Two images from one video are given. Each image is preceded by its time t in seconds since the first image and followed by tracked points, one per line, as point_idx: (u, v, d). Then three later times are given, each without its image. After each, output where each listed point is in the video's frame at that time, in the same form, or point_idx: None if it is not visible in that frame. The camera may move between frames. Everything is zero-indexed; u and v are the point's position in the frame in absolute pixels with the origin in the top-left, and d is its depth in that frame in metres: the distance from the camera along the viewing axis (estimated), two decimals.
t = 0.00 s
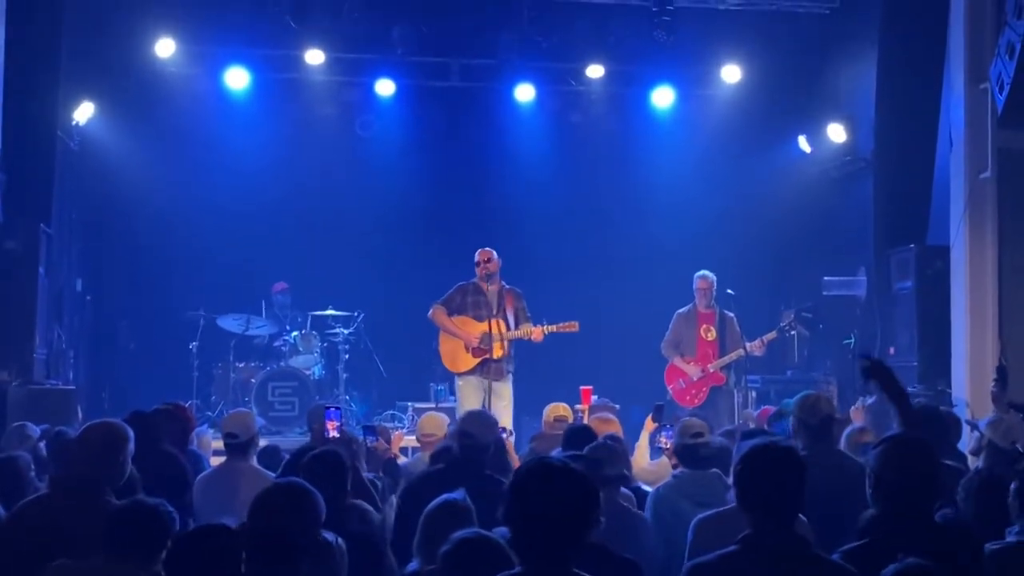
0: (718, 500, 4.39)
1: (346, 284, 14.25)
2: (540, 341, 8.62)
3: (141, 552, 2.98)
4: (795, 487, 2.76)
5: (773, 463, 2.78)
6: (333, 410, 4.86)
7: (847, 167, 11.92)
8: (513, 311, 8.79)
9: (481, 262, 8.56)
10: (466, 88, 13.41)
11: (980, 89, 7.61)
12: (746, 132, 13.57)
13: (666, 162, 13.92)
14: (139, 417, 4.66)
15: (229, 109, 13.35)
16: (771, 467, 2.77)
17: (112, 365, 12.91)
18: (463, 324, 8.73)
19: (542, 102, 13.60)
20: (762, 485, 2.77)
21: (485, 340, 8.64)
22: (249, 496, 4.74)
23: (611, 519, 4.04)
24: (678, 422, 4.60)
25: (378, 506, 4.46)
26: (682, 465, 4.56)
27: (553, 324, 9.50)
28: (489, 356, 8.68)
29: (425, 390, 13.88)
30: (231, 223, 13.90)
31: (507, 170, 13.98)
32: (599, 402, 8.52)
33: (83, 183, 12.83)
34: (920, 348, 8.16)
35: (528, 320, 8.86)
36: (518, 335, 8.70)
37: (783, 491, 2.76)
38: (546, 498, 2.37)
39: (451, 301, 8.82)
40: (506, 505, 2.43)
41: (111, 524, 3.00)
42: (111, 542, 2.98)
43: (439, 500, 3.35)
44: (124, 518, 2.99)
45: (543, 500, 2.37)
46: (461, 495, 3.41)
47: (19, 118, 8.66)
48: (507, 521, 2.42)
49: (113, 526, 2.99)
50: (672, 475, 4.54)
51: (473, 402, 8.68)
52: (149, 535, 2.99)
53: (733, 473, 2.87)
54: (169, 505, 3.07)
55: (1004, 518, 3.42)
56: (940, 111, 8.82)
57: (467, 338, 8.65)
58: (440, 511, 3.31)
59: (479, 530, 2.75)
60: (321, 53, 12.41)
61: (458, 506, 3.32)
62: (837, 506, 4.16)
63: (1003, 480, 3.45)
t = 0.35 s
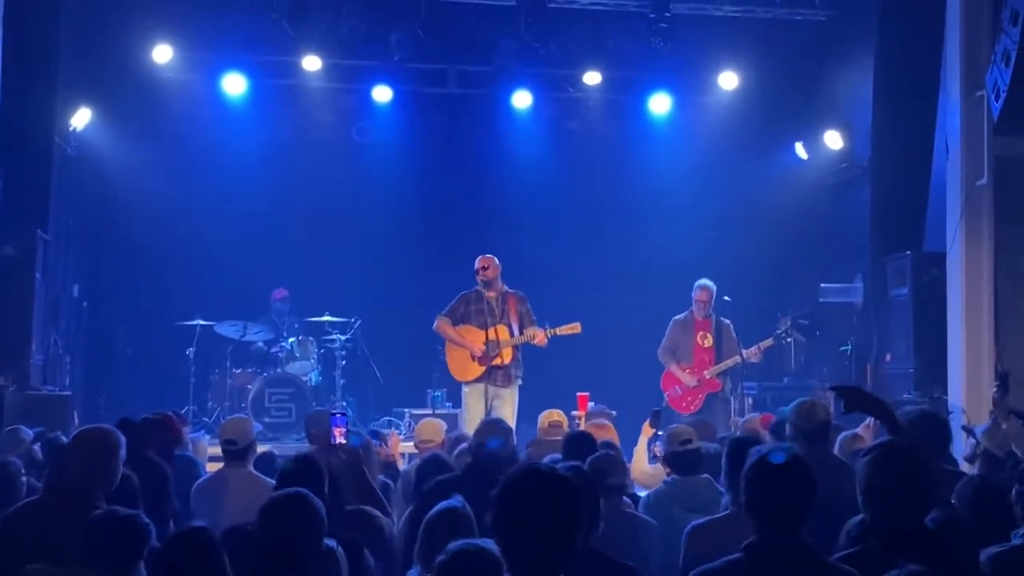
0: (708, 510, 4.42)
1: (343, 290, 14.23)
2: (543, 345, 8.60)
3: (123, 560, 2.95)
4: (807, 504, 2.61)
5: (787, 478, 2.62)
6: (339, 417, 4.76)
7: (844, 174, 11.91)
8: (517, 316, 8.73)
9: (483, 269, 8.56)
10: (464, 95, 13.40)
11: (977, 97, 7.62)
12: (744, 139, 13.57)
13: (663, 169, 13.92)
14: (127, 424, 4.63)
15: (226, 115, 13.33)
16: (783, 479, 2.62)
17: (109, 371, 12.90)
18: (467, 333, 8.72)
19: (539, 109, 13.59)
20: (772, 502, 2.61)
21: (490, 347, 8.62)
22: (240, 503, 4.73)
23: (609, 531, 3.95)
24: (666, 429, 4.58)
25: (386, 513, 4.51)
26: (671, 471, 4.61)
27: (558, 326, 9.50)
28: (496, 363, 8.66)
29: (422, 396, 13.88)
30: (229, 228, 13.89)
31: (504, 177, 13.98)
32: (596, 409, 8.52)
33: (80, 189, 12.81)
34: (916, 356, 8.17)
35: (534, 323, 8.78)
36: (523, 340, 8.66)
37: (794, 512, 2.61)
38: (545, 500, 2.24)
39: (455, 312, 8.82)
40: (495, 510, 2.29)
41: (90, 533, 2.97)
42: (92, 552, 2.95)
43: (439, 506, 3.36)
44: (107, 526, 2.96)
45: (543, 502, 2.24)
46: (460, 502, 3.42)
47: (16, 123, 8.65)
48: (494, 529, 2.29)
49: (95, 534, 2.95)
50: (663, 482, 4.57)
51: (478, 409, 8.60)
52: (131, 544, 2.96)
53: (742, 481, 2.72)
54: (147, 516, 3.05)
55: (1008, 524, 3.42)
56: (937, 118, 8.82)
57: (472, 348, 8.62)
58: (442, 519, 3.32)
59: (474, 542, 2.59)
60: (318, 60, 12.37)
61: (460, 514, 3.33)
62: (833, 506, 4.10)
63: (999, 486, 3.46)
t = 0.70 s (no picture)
0: (699, 513, 4.44)
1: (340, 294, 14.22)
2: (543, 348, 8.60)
3: (118, 561, 2.95)
4: (808, 508, 2.60)
5: (788, 480, 2.62)
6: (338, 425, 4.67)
7: (840, 180, 11.93)
8: (515, 320, 8.76)
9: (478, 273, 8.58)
10: (460, 99, 13.45)
11: (973, 104, 7.64)
12: (740, 144, 13.63)
13: (659, 174, 13.96)
14: (122, 428, 4.64)
15: (224, 118, 13.37)
16: (787, 484, 2.61)
17: (105, 373, 12.89)
18: (465, 338, 8.74)
19: (536, 113, 13.64)
20: (771, 505, 2.61)
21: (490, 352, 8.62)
22: (232, 503, 4.73)
23: (606, 535, 3.94)
24: (655, 435, 4.62)
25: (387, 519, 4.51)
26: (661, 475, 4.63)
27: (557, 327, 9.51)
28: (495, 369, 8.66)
29: (418, 400, 13.88)
30: (226, 231, 13.90)
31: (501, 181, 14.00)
32: (592, 413, 8.52)
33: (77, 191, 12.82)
34: (911, 362, 8.19)
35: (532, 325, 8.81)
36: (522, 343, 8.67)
37: (794, 518, 2.60)
38: (536, 500, 2.25)
39: (453, 320, 8.83)
40: (482, 515, 2.29)
41: (82, 534, 2.97)
42: (87, 554, 2.95)
43: (437, 510, 3.36)
44: (101, 527, 2.95)
45: (536, 506, 2.24)
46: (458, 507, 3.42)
47: (13, 125, 8.65)
48: (482, 531, 2.28)
49: (89, 535, 2.95)
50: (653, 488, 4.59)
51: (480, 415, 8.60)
52: (123, 544, 2.95)
53: (745, 488, 2.70)
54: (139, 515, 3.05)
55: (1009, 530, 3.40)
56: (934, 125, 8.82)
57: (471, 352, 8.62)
58: (438, 524, 3.32)
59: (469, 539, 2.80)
60: (316, 63, 12.47)
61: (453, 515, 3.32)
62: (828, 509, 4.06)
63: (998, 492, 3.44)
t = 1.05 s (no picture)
0: (692, 516, 4.42)
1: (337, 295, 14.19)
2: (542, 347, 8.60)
3: (128, 559, 2.93)
4: (813, 509, 2.62)
5: (794, 483, 2.63)
6: (332, 421, 4.63)
7: (839, 184, 11.92)
8: (512, 319, 8.75)
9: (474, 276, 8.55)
10: (459, 100, 13.47)
11: (972, 109, 7.64)
12: (738, 147, 13.66)
13: (658, 177, 13.97)
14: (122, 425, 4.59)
15: (222, 117, 13.37)
16: (797, 486, 2.63)
17: (101, 371, 12.87)
18: (463, 338, 8.72)
19: (535, 114, 13.68)
20: (776, 508, 2.62)
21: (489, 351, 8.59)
22: (232, 501, 4.73)
23: (600, 536, 3.87)
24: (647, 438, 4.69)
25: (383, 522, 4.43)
26: (656, 477, 4.62)
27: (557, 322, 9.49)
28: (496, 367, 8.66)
29: (415, 401, 13.86)
30: (223, 231, 13.86)
31: (500, 183, 13.99)
32: (589, 415, 8.51)
33: (75, 189, 12.80)
34: (909, 366, 8.18)
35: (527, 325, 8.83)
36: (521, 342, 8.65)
37: (799, 521, 2.61)
38: (526, 502, 2.22)
39: (450, 321, 8.82)
40: (472, 514, 2.27)
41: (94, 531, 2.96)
42: (102, 551, 2.94)
43: (432, 512, 3.33)
44: (111, 526, 2.94)
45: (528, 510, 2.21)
46: (455, 509, 3.39)
47: (10, 122, 8.62)
48: (476, 531, 2.26)
49: (104, 530, 2.94)
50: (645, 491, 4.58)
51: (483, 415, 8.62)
52: (139, 541, 2.94)
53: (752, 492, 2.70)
54: (157, 511, 3.04)
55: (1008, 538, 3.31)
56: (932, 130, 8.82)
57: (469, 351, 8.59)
58: (433, 526, 3.30)
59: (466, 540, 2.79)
60: (314, 63, 12.47)
61: (448, 517, 3.30)
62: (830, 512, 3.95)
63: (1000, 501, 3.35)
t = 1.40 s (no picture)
0: (687, 514, 4.44)
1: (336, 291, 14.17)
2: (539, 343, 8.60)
3: (136, 552, 2.93)
4: (816, 512, 2.61)
5: (798, 480, 2.63)
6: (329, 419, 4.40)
7: (840, 184, 11.90)
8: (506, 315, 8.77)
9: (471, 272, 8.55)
10: (460, 97, 13.45)
11: (973, 110, 7.63)
12: (738, 147, 13.66)
13: (658, 176, 13.96)
14: (126, 420, 4.58)
15: (223, 112, 13.34)
16: (800, 489, 2.61)
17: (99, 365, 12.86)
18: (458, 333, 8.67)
19: (535, 113, 13.68)
20: (777, 506, 2.62)
21: (485, 347, 8.56)
22: (231, 496, 4.72)
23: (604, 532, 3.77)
24: (648, 436, 4.63)
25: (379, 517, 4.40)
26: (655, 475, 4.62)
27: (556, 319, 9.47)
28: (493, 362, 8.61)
29: (413, 397, 13.85)
30: (223, 226, 13.83)
31: (501, 181, 13.98)
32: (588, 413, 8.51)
33: (74, 183, 12.77)
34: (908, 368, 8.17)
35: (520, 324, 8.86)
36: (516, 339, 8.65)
37: (803, 520, 2.61)
38: (526, 504, 2.21)
39: (444, 315, 8.80)
40: (472, 512, 2.25)
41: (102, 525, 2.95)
42: (108, 544, 2.94)
43: (428, 512, 3.30)
44: (119, 519, 2.93)
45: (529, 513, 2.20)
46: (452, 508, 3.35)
47: (10, 115, 8.59)
48: (474, 529, 2.24)
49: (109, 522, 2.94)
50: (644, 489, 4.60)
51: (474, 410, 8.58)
52: (146, 534, 2.94)
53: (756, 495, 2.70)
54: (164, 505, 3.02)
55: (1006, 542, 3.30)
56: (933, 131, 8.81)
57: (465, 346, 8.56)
58: (430, 525, 3.27)
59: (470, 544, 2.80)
60: (315, 58, 12.44)
61: (445, 517, 3.26)
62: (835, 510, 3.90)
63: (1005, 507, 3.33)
